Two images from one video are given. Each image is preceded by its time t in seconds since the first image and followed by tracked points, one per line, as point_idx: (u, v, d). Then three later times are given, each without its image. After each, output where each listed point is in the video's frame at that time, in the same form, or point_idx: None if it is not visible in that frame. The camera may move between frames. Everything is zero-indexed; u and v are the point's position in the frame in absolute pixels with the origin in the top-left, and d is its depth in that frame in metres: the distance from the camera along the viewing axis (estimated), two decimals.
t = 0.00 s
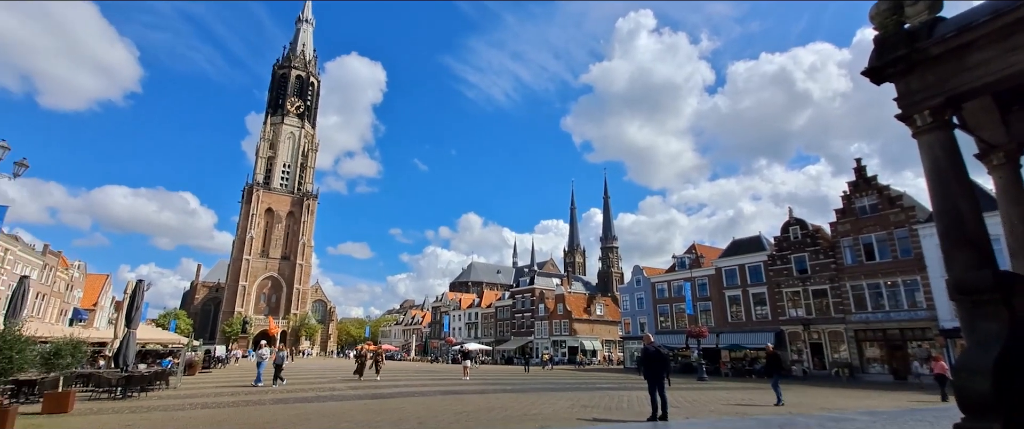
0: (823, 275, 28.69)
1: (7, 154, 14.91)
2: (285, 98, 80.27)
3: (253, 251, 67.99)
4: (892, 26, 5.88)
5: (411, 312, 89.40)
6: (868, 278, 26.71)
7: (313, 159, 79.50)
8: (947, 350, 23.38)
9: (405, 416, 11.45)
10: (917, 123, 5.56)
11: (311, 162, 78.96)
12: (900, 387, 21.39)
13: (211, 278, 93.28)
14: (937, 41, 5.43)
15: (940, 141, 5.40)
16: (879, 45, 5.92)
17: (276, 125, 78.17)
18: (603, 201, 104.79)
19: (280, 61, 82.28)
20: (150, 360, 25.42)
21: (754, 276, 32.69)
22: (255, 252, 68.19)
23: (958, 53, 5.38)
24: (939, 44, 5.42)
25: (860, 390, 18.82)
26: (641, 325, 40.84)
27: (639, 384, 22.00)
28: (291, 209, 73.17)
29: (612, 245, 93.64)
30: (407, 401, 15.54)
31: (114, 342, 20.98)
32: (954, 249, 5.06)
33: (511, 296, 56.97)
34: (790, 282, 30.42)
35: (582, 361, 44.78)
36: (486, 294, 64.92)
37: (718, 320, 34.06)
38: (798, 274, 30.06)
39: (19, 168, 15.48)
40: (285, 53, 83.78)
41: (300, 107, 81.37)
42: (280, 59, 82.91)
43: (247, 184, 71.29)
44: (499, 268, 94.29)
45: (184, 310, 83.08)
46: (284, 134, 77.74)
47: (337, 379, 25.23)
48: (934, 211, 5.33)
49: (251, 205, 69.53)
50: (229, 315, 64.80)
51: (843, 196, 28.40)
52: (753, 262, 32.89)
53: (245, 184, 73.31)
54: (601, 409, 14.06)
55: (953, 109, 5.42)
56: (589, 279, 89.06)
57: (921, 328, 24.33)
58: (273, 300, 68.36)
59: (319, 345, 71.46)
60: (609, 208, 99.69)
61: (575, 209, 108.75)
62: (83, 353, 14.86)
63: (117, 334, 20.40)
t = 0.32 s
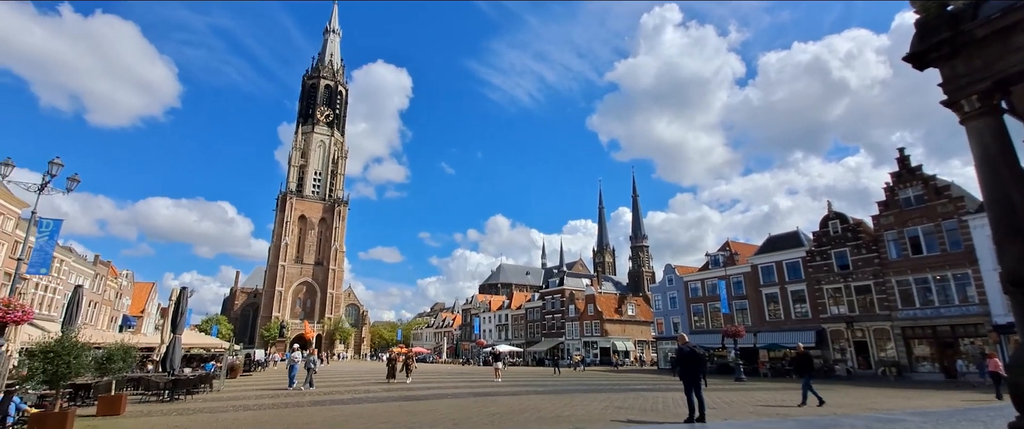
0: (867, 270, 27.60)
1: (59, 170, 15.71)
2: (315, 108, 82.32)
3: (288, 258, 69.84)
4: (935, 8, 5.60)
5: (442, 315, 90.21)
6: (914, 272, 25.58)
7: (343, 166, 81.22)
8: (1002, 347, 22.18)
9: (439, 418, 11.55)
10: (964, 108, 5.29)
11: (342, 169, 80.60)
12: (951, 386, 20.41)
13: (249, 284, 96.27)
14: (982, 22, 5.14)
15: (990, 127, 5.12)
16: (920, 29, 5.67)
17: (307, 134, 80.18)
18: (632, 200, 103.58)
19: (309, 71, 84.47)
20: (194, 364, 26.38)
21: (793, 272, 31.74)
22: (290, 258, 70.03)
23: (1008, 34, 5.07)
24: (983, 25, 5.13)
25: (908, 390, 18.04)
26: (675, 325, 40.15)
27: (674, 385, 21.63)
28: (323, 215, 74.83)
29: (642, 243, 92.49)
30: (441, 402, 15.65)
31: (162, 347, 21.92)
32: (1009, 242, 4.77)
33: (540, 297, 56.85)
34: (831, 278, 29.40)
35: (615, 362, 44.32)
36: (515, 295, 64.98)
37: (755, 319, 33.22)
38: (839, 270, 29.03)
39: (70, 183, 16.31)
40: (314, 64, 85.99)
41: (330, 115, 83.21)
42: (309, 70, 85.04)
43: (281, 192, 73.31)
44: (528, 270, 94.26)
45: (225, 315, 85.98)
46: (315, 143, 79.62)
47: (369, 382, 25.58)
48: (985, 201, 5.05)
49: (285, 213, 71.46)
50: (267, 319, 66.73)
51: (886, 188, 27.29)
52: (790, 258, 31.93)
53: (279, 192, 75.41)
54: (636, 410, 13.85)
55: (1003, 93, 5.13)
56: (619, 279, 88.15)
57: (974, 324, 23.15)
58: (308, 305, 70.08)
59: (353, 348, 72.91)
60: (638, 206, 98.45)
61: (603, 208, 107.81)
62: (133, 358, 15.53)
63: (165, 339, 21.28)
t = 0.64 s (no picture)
0: (925, 265, 26.15)
1: (118, 185, 16.64)
2: (350, 117, 84.45)
3: (329, 264, 71.81)
4: None
5: (480, 318, 90.77)
6: (977, 265, 24.04)
7: (379, 173, 82.97)
8: None
9: (480, 420, 11.64)
10: None
11: (378, 176, 82.36)
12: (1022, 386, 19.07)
13: (293, 290, 99.56)
14: None
15: None
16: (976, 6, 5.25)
17: (344, 143, 82.25)
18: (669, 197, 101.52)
19: (344, 82, 86.79)
20: (245, 368, 27.44)
21: (844, 268, 30.39)
22: (330, 264, 71.99)
23: None
24: None
25: (973, 390, 16.97)
26: (719, 325, 39.07)
27: (721, 388, 21.05)
28: (361, 221, 76.59)
29: (681, 241, 90.43)
30: (481, 405, 15.71)
31: (215, 352, 22.91)
32: None
33: (577, 299, 56.43)
34: (886, 274, 27.96)
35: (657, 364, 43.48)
36: (552, 297, 64.71)
37: (804, 318, 32.01)
38: (895, 265, 27.58)
39: (128, 198, 17.27)
40: (349, 75, 88.31)
41: (365, 124, 85.10)
42: (344, 80, 87.37)
43: (321, 200, 75.52)
44: (564, 271, 93.76)
45: (271, 321, 89.14)
46: (351, 151, 81.60)
47: (408, 385, 25.80)
48: None
49: (325, 220, 73.50)
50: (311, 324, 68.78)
51: (943, 177, 25.79)
52: (841, 254, 30.57)
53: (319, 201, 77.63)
54: (680, 413, 13.53)
55: None
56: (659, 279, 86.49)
57: None
58: (349, 310, 71.83)
59: (394, 351, 74.28)
60: (676, 204, 96.35)
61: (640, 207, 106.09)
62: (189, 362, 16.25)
63: (217, 344, 22.22)
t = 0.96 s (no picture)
0: (991, 257, 24.43)
1: (173, 198, 17.53)
2: (386, 124, 86.28)
3: (369, 269, 73.45)
4: None
5: (518, 320, 90.70)
6: None
7: (415, 178, 84.34)
8: None
9: (523, 422, 11.60)
10: None
11: (414, 182, 83.73)
12: None
13: (336, 295, 102.39)
14: None
15: None
16: None
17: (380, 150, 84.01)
18: (710, 193, 98.77)
19: (379, 90, 88.79)
20: (293, 371, 28.33)
21: (902, 263, 28.77)
22: (371, 269, 73.61)
23: None
24: None
25: None
26: (767, 325, 37.69)
27: (771, 390, 20.22)
28: (399, 226, 78.01)
29: (724, 239, 87.82)
30: (523, 407, 15.65)
31: (265, 355, 23.82)
32: None
33: (617, 299, 55.66)
34: (949, 268, 26.27)
35: (702, 365, 42.34)
36: (591, 297, 64.04)
37: (860, 316, 30.51)
38: (959, 258, 25.86)
39: (183, 209, 18.15)
40: (383, 83, 90.30)
41: (400, 131, 86.63)
42: (379, 89, 89.34)
43: (360, 206, 77.40)
44: (602, 271, 92.70)
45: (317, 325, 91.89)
46: (388, 158, 83.22)
47: (448, 387, 25.95)
48: None
49: (364, 226, 75.25)
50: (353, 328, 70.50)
51: (1007, 162, 24.06)
52: (899, 248, 28.95)
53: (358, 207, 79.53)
54: (728, 415, 13.07)
55: None
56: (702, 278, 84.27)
57: None
58: (390, 313, 73.22)
59: (434, 354, 75.25)
60: (718, 200, 93.68)
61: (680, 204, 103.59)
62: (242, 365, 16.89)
63: (267, 347, 23.07)
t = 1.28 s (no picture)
0: None
1: (216, 206, 18.22)
2: (416, 130, 87.52)
3: (402, 272, 74.57)
4: None
5: (550, 322, 90.22)
6: None
7: (445, 182, 85.21)
8: None
9: (558, 425, 11.50)
10: None
11: (445, 185, 84.58)
12: None
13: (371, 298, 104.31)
14: None
15: None
16: None
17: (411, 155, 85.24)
18: (747, 191, 96.01)
19: (409, 96, 90.20)
20: (330, 373, 28.99)
21: (956, 261, 27.25)
22: (403, 272, 74.72)
23: None
24: None
25: None
26: (811, 327, 36.29)
27: (816, 394, 19.43)
28: (430, 230, 78.89)
29: (763, 238, 85.29)
30: (557, 410, 15.51)
31: (305, 357, 24.44)
32: None
33: (651, 301, 54.75)
34: (1006, 265, 24.73)
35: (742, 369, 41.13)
36: (624, 299, 63.17)
37: (911, 317, 29.07)
38: (1016, 255, 24.30)
39: (224, 217, 18.84)
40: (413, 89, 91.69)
41: (430, 135, 87.68)
42: (409, 95, 90.77)
43: (392, 211, 78.69)
44: (636, 273, 91.39)
45: (352, 328, 93.79)
46: (419, 162, 84.34)
47: (479, 391, 25.91)
48: None
49: (397, 230, 76.47)
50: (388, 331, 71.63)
51: None
52: (952, 245, 27.45)
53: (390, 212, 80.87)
54: (772, 421, 12.62)
55: None
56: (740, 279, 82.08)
57: None
58: (423, 316, 74.10)
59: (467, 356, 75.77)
60: (755, 198, 91.08)
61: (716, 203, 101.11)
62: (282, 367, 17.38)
63: (305, 349, 23.66)
